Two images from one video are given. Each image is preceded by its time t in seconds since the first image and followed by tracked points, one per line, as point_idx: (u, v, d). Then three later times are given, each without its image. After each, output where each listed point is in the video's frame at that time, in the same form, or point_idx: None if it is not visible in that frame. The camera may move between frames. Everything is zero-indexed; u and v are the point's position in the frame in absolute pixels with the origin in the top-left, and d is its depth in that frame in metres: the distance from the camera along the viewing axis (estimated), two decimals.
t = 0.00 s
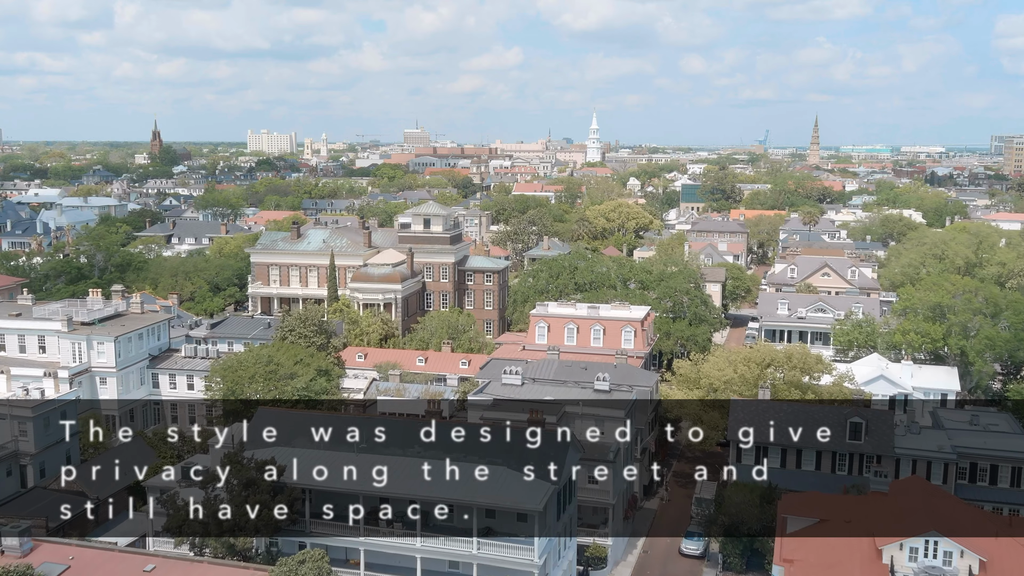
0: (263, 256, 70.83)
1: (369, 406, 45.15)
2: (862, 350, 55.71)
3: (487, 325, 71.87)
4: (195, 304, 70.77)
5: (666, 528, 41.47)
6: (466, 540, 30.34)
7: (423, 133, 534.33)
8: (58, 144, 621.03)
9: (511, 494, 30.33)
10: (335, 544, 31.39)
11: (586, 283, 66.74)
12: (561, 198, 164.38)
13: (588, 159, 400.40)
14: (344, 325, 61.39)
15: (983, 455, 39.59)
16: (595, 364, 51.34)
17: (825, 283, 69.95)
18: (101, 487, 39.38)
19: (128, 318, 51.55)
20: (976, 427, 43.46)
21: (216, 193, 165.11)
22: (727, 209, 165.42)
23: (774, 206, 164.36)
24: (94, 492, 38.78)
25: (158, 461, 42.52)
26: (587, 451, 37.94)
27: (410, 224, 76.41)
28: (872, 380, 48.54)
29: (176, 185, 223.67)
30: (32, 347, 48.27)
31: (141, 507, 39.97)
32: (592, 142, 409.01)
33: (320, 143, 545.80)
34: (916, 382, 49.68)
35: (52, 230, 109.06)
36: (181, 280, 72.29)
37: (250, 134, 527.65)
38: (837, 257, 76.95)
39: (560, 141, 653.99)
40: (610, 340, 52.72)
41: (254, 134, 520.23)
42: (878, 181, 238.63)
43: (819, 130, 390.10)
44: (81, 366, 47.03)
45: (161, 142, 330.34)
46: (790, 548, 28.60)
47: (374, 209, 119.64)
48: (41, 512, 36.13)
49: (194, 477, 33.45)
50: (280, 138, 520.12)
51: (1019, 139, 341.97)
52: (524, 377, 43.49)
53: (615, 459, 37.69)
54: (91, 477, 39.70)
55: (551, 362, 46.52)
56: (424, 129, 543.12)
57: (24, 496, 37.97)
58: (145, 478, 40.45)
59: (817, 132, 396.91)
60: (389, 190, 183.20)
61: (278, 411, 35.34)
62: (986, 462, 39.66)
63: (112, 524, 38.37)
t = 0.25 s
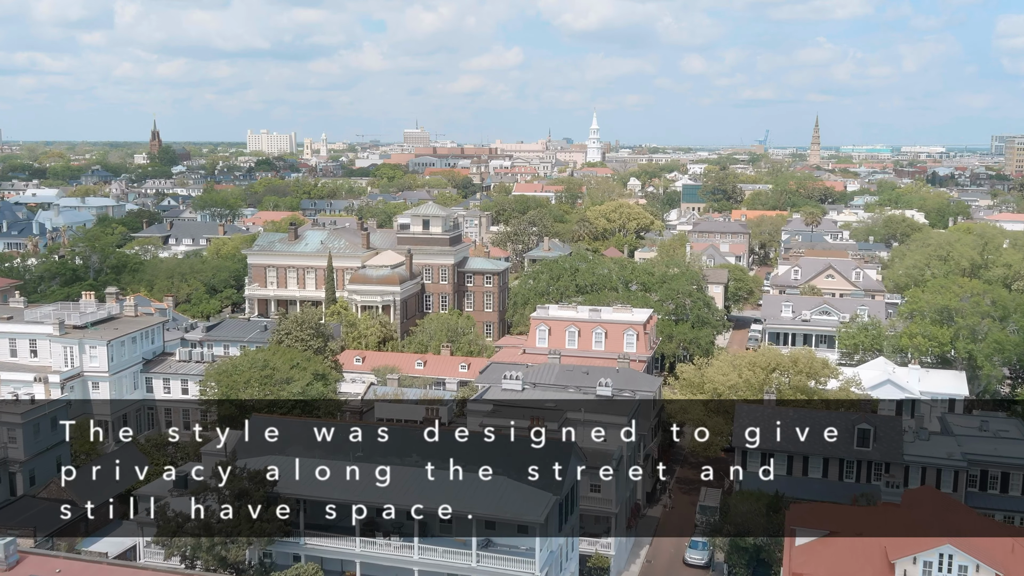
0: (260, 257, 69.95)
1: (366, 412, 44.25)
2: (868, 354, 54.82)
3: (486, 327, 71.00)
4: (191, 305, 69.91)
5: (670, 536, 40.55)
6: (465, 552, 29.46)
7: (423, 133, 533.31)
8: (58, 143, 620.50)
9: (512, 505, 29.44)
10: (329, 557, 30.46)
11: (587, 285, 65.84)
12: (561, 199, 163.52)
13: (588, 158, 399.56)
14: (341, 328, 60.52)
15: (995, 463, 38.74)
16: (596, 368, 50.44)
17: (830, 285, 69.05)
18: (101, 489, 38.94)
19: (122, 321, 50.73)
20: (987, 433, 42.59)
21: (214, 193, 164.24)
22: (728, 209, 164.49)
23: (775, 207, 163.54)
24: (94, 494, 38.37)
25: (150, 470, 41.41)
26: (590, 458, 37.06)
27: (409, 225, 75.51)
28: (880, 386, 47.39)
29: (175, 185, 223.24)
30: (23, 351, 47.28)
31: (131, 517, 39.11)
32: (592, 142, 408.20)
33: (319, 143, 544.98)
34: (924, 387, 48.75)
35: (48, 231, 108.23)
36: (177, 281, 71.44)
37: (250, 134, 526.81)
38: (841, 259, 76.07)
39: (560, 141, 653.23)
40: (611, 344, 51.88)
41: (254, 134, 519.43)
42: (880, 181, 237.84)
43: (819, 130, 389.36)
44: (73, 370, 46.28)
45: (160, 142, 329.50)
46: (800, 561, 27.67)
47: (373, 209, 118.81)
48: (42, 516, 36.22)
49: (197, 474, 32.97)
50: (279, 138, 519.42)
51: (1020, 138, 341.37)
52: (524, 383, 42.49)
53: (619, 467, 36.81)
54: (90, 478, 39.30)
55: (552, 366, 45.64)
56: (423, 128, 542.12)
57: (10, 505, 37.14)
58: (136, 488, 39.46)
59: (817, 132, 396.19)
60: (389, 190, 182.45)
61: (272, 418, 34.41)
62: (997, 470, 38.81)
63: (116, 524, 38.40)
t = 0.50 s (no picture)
0: (257, 259, 69.07)
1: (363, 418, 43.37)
2: (875, 357, 53.92)
3: (486, 330, 70.13)
4: (187, 308, 69.06)
5: (674, 545, 39.62)
6: (464, 565, 28.55)
7: (423, 133, 532.56)
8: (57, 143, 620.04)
9: (511, 515, 28.55)
10: (324, 570, 29.51)
11: (588, 287, 64.93)
12: (562, 199, 162.61)
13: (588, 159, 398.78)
14: (339, 331, 59.63)
15: (1006, 470, 37.89)
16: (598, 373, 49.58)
17: (834, 287, 68.15)
18: (102, 488, 38.93)
19: (115, 324, 49.91)
20: (997, 440, 41.73)
21: (213, 194, 163.43)
22: (729, 209, 163.59)
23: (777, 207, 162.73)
24: (95, 493, 38.40)
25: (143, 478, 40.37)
26: (592, 466, 36.19)
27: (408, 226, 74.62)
28: (887, 391, 45.64)
29: (174, 185, 222.59)
30: (15, 355, 46.73)
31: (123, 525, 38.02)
32: (592, 142, 407.36)
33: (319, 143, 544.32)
34: (931, 392, 47.67)
35: (45, 232, 107.41)
36: (173, 283, 70.60)
37: (250, 134, 526.26)
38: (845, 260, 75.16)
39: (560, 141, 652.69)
40: (613, 348, 51.02)
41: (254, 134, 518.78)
42: (881, 182, 237.11)
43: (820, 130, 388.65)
44: (64, 375, 45.50)
45: (160, 141, 328.70)
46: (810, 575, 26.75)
47: (372, 209, 117.99)
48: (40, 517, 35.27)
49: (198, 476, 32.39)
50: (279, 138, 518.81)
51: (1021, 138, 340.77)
52: (524, 388, 41.62)
53: (621, 475, 35.93)
54: (90, 478, 39.38)
55: (553, 371, 44.83)
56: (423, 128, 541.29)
57: None
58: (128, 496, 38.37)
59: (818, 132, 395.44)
60: (389, 191, 181.55)
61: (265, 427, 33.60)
62: (1009, 478, 37.96)
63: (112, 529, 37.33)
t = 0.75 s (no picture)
0: (254, 261, 68.16)
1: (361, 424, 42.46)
2: (881, 361, 52.98)
3: (486, 332, 69.22)
4: (183, 310, 68.19)
5: (678, 554, 38.65)
6: None
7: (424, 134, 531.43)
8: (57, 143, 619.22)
9: (511, 528, 27.63)
10: None
11: (590, 289, 63.97)
12: (562, 199, 161.69)
13: (589, 159, 397.84)
14: (337, 334, 58.71)
15: (1018, 479, 36.94)
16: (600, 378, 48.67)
17: (839, 289, 67.21)
18: (103, 488, 39.42)
19: (108, 328, 49.05)
20: (1009, 447, 40.75)
21: (211, 194, 162.48)
22: (731, 210, 162.62)
23: (779, 208, 161.81)
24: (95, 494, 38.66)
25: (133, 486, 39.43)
26: (595, 475, 35.29)
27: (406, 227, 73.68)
28: (894, 397, 45.22)
29: (172, 186, 221.93)
30: (6, 359, 45.90)
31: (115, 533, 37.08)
32: (592, 142, 406.51)
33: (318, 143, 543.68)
34: (940, 397, 46.60)
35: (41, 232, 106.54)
36: (169, 285, 69.76)
37: (250, 134, 525.79)
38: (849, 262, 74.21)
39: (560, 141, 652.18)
40: (616, 351, 50.12)
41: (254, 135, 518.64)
42: (882, 182, 236.29)
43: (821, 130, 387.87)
44: (55, 380, 44.65)
45: (159, 141, 327.80)
46: None
47: (371, 210, 117.12)
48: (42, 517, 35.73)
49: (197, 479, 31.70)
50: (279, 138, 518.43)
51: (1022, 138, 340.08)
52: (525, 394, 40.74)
53: (624, 484, 35.03)
54: (91, 479, 39.83)
55: (554, 376, 43.95)
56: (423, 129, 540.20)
57: None
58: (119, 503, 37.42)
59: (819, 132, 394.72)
60: (388, 191, 180.66)
61: (257, 435, 32.76)
62: (1021, 487, 37.00)
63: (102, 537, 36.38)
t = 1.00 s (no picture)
0: (250, 262, 67.19)
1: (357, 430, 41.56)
2: (888, 365, 52.13)
3: (485, 335, 68.33)
4: (178, 312, 67.25)
5: (683, 564, 37.66)
6: None
7: (424, 133, 530.44)
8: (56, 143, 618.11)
9: (512, 543, 26.68)
10: None
11: (591, 292, 63.05)
12: (562, 200, 160.74)
13: (589, 159, 396.88)
14: (334, 337, 57.82)
15: None
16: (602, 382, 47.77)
17: (843, 291, 66.32)
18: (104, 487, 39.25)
19: (100, 332, 48.14)
20: (1020, 454, 39.91)
21: (209, 194, 161.47)
22: (732, 211, 161.70)
23: (780, 208, 161.04)
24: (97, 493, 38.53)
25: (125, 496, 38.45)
26: (598, 484, 34.38)
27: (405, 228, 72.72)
28: (901, 402, 44.51)
29: (171, 186, 221.14)
30: None
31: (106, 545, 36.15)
32: (593, 142, 405.55)
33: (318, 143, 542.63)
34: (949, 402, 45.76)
35: (37, 233, 105.57)
36: (164, 288, 68.79)
37: (249, 133, 524.78)
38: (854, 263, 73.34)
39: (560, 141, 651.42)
40: (618, 355, 49.21)
41: (253, 135, 517.65)
42: (883, 183, 235.72)
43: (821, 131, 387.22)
44: (46, 386, 43.77)
45: (157, 141, 326.63)
46: None
47: (370, 211, 116.15)
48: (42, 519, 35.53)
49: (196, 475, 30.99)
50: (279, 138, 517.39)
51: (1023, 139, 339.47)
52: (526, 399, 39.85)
53: (628, 494, 34.10)
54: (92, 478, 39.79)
55: (555, 382, 43.08)
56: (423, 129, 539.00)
57: None
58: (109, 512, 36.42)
59: (819, 132, 394.01)
60: (387, 192, 179.75)
61: (249, 444, 31.81)
62: None
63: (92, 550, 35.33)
